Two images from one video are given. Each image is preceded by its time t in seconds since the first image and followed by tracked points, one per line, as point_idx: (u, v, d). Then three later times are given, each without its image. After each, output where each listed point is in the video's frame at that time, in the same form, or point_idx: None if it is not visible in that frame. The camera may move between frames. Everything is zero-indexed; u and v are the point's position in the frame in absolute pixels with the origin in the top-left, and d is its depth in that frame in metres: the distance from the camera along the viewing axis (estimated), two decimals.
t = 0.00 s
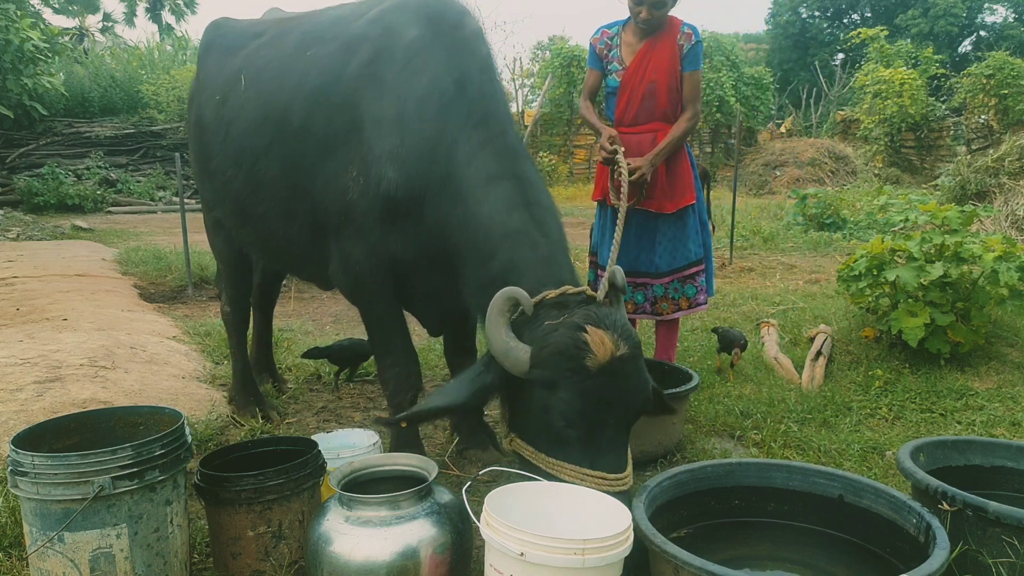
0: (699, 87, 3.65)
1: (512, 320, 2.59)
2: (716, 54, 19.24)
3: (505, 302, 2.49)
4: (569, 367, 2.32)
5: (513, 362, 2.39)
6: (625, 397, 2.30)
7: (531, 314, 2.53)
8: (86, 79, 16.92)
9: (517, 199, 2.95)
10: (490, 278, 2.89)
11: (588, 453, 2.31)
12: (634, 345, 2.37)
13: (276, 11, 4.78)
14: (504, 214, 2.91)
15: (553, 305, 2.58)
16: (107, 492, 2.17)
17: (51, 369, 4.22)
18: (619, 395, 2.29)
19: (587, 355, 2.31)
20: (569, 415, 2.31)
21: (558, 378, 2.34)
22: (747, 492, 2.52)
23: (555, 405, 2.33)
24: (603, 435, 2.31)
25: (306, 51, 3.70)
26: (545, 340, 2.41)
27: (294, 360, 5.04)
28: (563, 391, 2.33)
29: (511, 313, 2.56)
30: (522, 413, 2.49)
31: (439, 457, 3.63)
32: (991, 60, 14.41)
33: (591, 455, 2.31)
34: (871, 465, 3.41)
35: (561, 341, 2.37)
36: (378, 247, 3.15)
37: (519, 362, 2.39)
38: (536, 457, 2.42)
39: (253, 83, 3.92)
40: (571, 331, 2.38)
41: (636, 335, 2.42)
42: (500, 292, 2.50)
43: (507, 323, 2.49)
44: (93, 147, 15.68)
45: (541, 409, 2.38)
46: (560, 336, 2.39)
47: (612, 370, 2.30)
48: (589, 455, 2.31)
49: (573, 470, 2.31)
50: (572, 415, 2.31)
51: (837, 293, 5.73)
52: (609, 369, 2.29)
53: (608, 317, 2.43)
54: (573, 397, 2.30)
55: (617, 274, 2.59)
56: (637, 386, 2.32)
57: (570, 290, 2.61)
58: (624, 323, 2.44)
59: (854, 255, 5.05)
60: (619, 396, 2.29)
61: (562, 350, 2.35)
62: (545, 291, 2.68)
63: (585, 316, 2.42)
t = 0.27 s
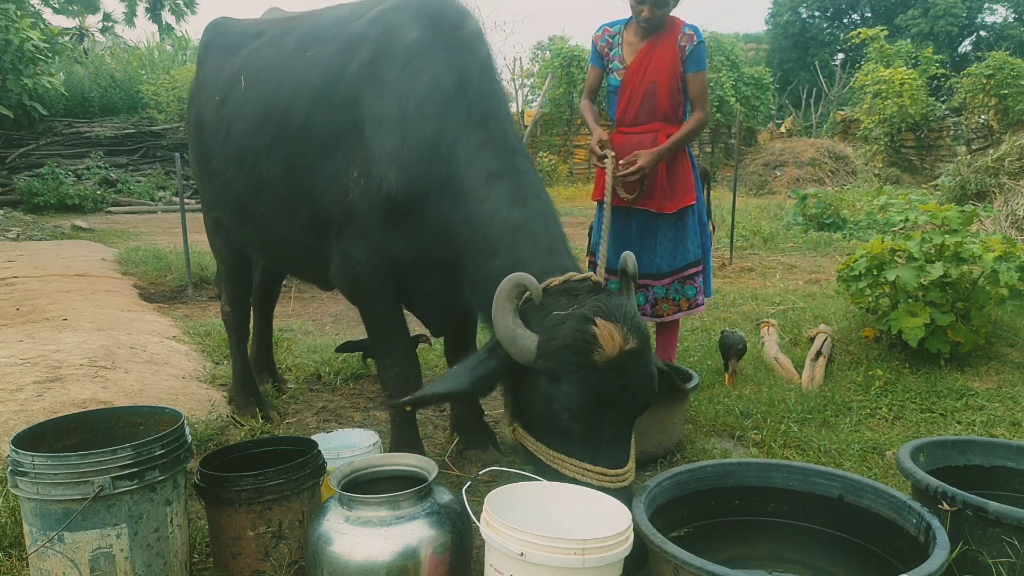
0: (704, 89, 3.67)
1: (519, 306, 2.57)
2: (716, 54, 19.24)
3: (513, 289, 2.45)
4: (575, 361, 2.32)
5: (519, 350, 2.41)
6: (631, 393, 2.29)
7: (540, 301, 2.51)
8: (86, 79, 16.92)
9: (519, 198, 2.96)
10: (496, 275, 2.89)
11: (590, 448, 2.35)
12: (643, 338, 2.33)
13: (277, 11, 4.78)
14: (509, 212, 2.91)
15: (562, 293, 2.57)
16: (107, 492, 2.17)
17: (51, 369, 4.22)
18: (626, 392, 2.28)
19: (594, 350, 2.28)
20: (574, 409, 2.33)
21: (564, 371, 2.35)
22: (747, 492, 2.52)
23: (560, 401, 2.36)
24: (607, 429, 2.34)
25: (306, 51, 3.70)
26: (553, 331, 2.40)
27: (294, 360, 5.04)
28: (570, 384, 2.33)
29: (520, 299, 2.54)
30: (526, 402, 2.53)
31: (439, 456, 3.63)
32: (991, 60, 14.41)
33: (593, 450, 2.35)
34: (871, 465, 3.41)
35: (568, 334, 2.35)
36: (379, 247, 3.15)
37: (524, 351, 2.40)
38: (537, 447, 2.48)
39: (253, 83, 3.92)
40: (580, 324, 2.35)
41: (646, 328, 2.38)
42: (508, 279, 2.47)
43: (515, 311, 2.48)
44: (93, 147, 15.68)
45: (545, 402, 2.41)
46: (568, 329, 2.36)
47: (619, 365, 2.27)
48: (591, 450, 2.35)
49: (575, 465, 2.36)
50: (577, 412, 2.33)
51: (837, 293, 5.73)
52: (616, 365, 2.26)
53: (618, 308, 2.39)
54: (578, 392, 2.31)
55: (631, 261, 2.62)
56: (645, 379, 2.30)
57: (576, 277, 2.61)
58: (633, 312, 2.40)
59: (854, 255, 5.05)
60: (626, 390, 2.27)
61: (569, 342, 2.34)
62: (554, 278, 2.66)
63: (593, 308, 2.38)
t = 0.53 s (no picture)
0: (708, 88, 3.67)
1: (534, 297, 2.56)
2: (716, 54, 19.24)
3: (531, 279, 2.42)
4: (593, 353, 2.33)
5: (536, 340, 2.41)
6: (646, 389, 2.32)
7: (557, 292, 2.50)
8: (86, 79, 16.92)
9: (522, 197, 2.96)
10: (498, 274, 2.90)
11: (601, 440, 2.36)
12: (658, 335, 2.37)
13: (277, 11, 4.78)
14: (512, 210, 2.91)
15: (576, 285, 2.58)
16: (107, 492, 2.17)
17: (51, 369, 4.22)
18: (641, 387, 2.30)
19: (613, 343, 2.30)
20: (590, 399, 2.33)
21: (580, 362, 2.36)
22: (747, 492, 2.52)
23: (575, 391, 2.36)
24: (621, 421, 2.35)
25: (306, 51, 3.70)
26: (571, 322, 2.41)
27: (294, 360, 5.04)
28: (586, 374, 2.34)
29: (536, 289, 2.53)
30: (535, 395, 2.54)
31: (439, 456, 3.63)
32: (991, 60, 14.41)
33: (604, 443, 2.37)
34: (871, 465, 3.41)
35: (587, 325, 2.36)
36: (381, 246, 3.15)
37: (541, 342, 2.41)
38: (546, 439, 2.49)
39: (252, 83, 3.92)
40: (598, 316, 2.37)
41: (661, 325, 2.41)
42: (528, 267, 2.44)
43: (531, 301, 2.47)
44: (93, 147, 15.68)
45: (556, 395, 2.43)
46: (587, 320, 2.38)
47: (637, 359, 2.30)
48: (603, 443, 2.37)
49: (584, 457, 2.38)
50: (591, 403, 2.34)
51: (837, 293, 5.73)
52: (634, 358, 2.29)
53: (635, 304, 2.42)
54: (595, 382, 2.32)
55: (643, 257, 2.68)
56: (659, 373, 2.33)
57: (590, 272, 2.62)
58: (649, 309, 2.43)
59: (854, 255, 5.05)
60: (642, 384, 2.30)
61: (588, 334, 2.35)
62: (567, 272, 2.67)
63: (612, 302, 2.40)
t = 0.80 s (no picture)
0: (709, 87, 3.65)
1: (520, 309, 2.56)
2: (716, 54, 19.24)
3: (514, 291, 2.46)
4: (578, 362, 2.31)
5: (522, 352, 2.41)
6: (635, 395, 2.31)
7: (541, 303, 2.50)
8: (86, 79, 16.92)
9: (522, 196, 2.96)
10: (497, 274, 2.90)
11: (594, 447, 2.35)
12: (645, 339, 2.34)
13: (275, 11, 4.78)
14: (513, 210, 2.91)
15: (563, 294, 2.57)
16: (107, 492, 2.17)
17: (51, 369, 4.22)
18: (630, 393, 2.29)
19: (597, 352, 2.28)
20: (579, 408, 2.32)
21: (566, 372, 2.34)
22: (747, 492, 2.52)
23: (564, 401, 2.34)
24: (613, 426, 2.35)
25: (306, 51, 3.70)
26: (555, 333, 2.39)
27: (294, 360, 5.04)
28: (572, 384, 2.32)
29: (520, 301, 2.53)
30: (528, 401, 2.51)
31: (439, 457, 3.63)
32: (991, 60, 14.41)
33: (597, 450, 2.36)
34: (871, 465, 3.41)
35: (571, 335, 2.34)
36: (382, 247, 3.16)
37: (528, 353, 2.40)
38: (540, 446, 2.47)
39: (253, 83, 3.92)
40: (582, 325, 2.35)
41: (648, 329, 2.39)
42: (511, 281, 2.47)
43: (516, 314, 2.48)
44: (93, 147, 15.68)
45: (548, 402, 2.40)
46: (570, 330, 2.36)
47: (623, 366, 2.28)
48: (596, 451, 2.35)
49: (578, 465, 2.36)
50: (581, 411, 2.32)
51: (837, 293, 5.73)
52: (620, 367, 2.27)
53: (620, 309, 2.39)
54: (582, 391, 2.31)
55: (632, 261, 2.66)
56: (646, 379, 2.31)
57: (577, 278, 2.62)
58: (635, 313, 2.41)
59: (854, 255, 5.05)
60: (630, 391, 2.29)
61: (571, 344, 2.33)
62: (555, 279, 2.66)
63: (596, 309, 2.38)
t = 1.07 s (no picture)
0: (709, 86, 3.64)
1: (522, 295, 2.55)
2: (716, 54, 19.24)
3: (516, 280, 2.40)
4: (576, 356, 2.33)
5: (522, 342, 2.39)
6: (633, 390, 2.33)
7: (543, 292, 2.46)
8: (86, 79, 16.91)
9: (523, 196, 2.96)
10: (497, 274, 2.90)
11: (591, 438, 2.38)
12: (646, 333, 2.35)
13: (275, 11, 4.78)
14: (513, 210, 2.92)
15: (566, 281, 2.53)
16: (107, 492, 2.17)
17: (51, 369, 4.22)
18: (628, 389, 2.31)
19: (596, 347, 2.29)
20: (575, 401, 2.35)
21: (565, 365, 2.36)
22: (747, 492, 2.52)
23: (561, 392, 2.37)
24: (610, 419, 2.36)
25: (306, 52, 3.70)
26: (555, 325, 2.40)
27: (294, 360, 5.04)
28: (570, 378, 2.35)
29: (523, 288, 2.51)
30: (527, 394, 2.54)
31: (439, 457, 3.63)
32: (991, 60, 14.40)
33: (595, 440, 2.38)
34: (871, 465, 3.41)
35: (570, 329, 2.35)
36: (382, 247, 3.16)
37: (527, 343, 2.40)
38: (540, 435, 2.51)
39: (253, 84, 3.92)
40: (582, 319, 2.35)
41: (650, 323, 2.39)
42: (513, 267, 2.42)
43: (517, 301, 2.44)
44: (93, 147, 15.69)
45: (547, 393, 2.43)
46: (570, 323, 2.36)
47: (621, 362, 2.29)
48: (593, 442, 2.38)
49: (575, 454, 2.39)
50: (577, 403, 2.35)
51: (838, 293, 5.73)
52: (617, 362, 2.28)
53: (622, 301, 2.39)
54: (579, 384, 2.33)
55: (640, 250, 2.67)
56: (645, 374, 2.32)
57: (580, 266, 2.60)
58: (637, 305, 2.40)
59: (854, 255, 5.05)
60: (627, 387, 2.31)
61: (570, 338, 2.34)
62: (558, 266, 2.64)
63: (597, 302, 2.37)
